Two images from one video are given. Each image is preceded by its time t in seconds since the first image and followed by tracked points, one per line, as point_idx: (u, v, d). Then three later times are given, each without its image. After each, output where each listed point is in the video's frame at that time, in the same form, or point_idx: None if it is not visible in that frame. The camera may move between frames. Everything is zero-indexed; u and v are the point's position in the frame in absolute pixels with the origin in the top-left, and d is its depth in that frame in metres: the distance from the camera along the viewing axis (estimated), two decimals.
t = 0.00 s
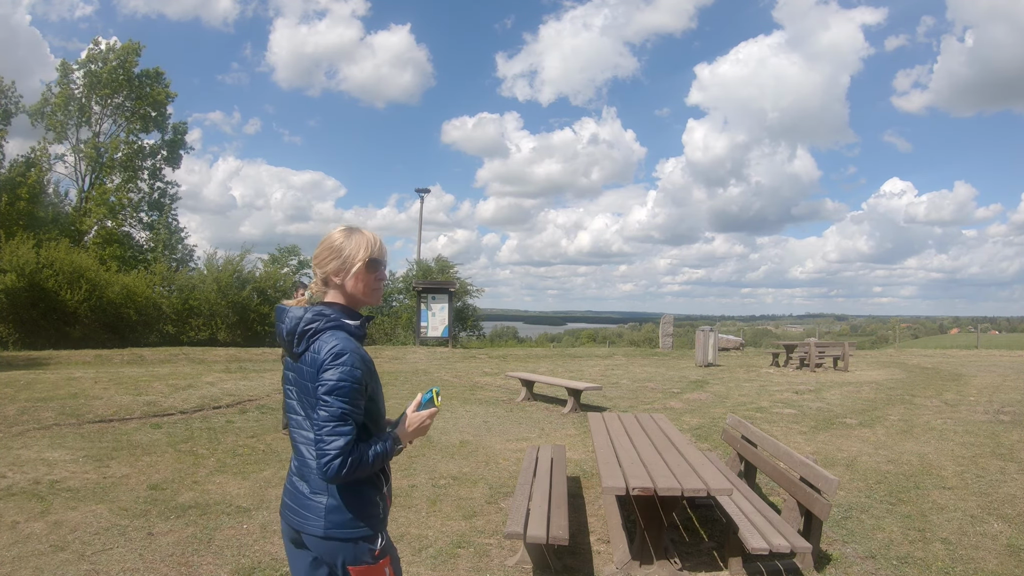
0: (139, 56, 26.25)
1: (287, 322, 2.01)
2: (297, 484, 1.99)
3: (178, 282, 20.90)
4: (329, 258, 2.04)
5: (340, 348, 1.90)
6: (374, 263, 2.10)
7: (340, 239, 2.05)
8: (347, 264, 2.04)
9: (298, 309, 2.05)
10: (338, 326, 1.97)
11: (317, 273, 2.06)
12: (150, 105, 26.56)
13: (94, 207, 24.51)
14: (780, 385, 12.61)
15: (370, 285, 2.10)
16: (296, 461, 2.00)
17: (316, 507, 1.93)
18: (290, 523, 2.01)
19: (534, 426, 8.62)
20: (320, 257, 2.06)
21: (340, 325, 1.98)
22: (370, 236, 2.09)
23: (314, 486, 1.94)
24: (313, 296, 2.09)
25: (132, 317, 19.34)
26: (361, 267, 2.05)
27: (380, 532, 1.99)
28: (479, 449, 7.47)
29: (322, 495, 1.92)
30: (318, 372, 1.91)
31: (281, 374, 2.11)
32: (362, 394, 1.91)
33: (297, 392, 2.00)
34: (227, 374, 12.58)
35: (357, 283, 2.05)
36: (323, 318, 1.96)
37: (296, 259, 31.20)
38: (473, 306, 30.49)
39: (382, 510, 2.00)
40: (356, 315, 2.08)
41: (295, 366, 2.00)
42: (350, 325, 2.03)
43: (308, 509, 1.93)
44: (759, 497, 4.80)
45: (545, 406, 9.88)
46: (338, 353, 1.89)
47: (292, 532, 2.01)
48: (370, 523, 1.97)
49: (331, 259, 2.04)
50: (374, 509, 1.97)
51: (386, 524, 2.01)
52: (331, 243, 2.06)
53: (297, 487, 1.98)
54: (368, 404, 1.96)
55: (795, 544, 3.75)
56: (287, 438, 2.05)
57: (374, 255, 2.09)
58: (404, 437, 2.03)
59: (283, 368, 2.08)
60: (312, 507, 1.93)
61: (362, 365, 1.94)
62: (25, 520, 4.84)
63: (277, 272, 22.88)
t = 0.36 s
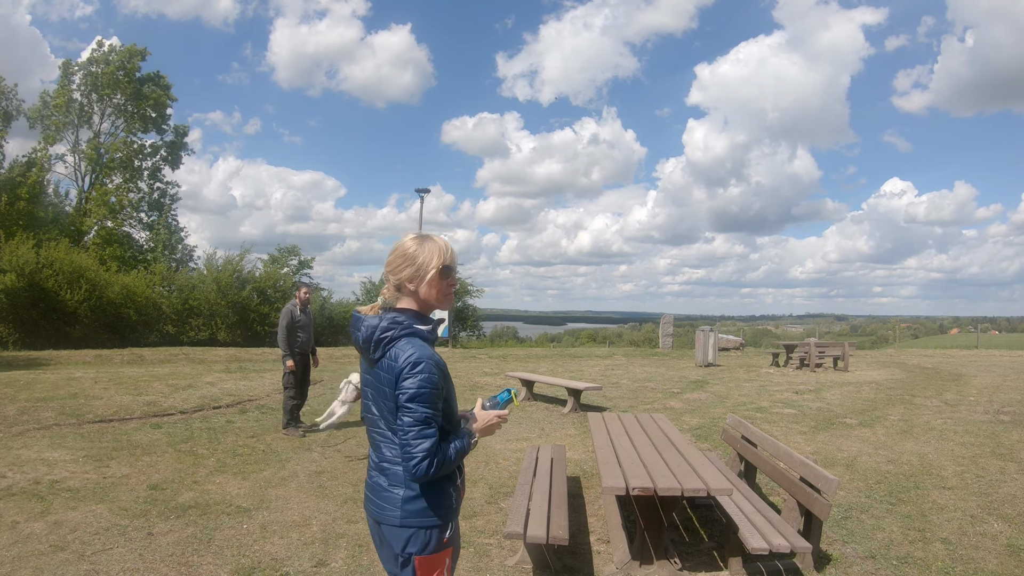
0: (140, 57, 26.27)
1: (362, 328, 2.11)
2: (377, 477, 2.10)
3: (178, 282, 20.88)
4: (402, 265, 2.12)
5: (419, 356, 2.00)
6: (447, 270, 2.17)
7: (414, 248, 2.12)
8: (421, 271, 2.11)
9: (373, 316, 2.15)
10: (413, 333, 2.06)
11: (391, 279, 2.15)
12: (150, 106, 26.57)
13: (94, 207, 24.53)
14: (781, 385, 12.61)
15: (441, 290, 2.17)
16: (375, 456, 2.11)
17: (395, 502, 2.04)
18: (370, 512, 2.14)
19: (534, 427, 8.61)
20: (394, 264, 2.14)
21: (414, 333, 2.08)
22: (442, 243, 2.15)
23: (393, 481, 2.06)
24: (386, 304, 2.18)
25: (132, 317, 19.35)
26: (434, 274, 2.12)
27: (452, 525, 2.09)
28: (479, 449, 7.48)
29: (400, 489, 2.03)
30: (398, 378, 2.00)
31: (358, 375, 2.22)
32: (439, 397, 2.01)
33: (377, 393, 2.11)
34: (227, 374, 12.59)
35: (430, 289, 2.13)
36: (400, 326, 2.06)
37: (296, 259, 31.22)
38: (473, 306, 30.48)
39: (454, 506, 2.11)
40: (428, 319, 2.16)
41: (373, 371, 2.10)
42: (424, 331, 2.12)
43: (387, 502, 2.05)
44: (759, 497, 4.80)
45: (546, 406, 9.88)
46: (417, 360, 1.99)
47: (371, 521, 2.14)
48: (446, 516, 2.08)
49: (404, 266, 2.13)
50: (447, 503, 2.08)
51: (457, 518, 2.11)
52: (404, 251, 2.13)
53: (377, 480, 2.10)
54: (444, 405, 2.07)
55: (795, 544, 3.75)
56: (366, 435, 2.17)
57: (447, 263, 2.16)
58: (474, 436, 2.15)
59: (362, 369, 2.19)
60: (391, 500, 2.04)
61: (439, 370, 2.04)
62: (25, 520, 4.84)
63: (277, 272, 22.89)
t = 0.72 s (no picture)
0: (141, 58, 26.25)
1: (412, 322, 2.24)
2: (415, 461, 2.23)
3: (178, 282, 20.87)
4: (453, 266, 2.23)
5: (456, 352, 2.07)
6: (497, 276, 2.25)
7: (466, 250, 2.21)
8: (469, 273, 2.21)
9: (427, 311, 2.27)
10: (457, 330, 2.14)
11: (445, 281, 2.26)
12: (150, 106, 26.58)
13: (94, 208, 24.55)
14: (781, 385, 12.61)
15: (489, 294, 2.25)
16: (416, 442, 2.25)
17: (424, 488, 2.15)
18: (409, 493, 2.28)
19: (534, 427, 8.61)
20: (447, 266, 2.25)
21: (459, 330, 2.16)
22: (494, 247, 2.24)
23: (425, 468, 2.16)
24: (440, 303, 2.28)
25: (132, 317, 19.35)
26: (482, 276, 2.21)
27: (476, 521, 2.16)
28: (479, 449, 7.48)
29: (431, 478, 2.14)
30: (435, 371, 2.10)
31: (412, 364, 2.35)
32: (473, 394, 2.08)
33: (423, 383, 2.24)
34: (227, 374, 12.60)
35: (478, 290, 2.21)
36: (446, 322, 2.15)
37: (296, 259, 31.23)
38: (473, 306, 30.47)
39: (480, 502, 2.18)
40: (477, 321, 2.24)
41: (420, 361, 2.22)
42: (470, 330, 2.20)
43: (419, 487, 2.17)
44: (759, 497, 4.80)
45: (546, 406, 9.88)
46: (453, 356, 2.07)
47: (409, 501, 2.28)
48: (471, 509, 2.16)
49: (456, 268, 2.23)
50: (472, 499, 2.15)
51: (483, 512, 2.18)
52: (455, 253, 2.24)
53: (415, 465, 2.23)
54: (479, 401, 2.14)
55: (795, 544, 3.75)
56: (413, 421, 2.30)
57: (497, 267, 2.24)
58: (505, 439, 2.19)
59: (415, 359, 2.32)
60: (421, 485, 2.16)
61: (476, 367, 2.11)
62: (25, 520, 4.84)
63: (276, 272, 22.90)
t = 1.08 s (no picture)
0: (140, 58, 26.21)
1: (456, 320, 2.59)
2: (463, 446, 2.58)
3: (178, 282, 20.84)
4: (490, 271, 2.54)
5: (478, 347, 2.35)
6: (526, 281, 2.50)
7: (502, 255, 2.49)
8: (498, 277, 2.49)
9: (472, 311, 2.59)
10: (485, 328, 2.41)
11: (487, 285, 2.58)
12: (149, 106, 26.56)
13: (94, 208, 24.55)
14: (781, 385, 12.61)
15: (519, 296, 2.50)
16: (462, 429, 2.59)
17: (462, 473, 2.48)
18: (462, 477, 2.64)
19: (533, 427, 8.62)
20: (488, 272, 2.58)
21: (488, 328, 2.42)
22: (526, 254, 2.47)
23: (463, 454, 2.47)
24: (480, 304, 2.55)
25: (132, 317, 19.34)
26: (508, 278, 2.47)
27: (506, 506, 2.41)
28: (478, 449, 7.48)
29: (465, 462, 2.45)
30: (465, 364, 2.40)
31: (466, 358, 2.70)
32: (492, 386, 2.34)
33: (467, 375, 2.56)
34: (227, 374, 12.60)
35: (508, 293, 2.49)
36: (478, 321, 2.43)
37: (296, 259, 31.24)
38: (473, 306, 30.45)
39: (511, 489, 2.42)
40: (510, 321, 2.49)
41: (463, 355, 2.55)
42: (502, 327, 2.44)
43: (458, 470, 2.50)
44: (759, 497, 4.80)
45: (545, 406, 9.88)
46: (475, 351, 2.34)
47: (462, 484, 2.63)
48: (498, 494, 2.41)
49: (491, 272, 2.53)
50: (502, 485, 2.41)
51: (512, 498, 2.42)
52: (492, 261, 2.55)
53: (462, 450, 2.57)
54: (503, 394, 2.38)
55: (795, 544, 3.75)
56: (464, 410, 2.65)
57: (528, 272, 2.48)
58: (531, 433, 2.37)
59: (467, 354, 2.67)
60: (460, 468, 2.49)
61: (498, 363, 2.36)
62: (25, 520, 4.84)
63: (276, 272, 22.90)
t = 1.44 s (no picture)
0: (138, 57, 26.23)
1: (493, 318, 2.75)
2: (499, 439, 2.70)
3: (178, 282, 20.83)
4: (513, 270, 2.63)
5: (485, 339, 2.44)
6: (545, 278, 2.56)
7: (520, 253, 2.58)
8: (516, 273, 2.58)
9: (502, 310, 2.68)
10: (499, 323, 2.50)
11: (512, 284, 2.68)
12: (148, 106, 26.58)
13: (94, 208, 24.56)
14: (781, 385, 12.61)
15: (536, 293, 2.54)
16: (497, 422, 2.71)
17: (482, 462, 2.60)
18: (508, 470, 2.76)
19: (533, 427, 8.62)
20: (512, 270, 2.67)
21: (501, 323, 2.49)
22: (541, 253, 2.54)
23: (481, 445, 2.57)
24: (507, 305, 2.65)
25: (132, 317, 19.35)
26: (523, 275, 2.55)
27: (508, 497, 2.44)
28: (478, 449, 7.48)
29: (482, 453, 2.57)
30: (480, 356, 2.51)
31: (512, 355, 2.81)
32: (494, 378, 2.41)
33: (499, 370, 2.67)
34: (227, 374, 12.60)
35: (524, 289, 2.55)
36: (496, 317, 2.53)
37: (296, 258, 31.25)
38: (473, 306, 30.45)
39: (512, 482, 2.44)
40: (530, 318, 2.54)
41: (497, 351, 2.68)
42: (516, 323, 2.50)
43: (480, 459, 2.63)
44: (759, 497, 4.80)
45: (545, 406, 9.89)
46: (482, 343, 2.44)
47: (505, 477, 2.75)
48: (501, 486, 2.46)
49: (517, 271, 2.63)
50: (505, 476, 2.45)
51: (512, 491, 2.44)
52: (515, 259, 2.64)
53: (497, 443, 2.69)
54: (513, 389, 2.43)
55: (795, 544, 3.75)
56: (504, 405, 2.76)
57: (542, 270, 2.53)
58: (532, 428, 2.38)
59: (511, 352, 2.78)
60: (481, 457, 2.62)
61: (503, 355, 2.42)
62: (25, 520, 4.84)
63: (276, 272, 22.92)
